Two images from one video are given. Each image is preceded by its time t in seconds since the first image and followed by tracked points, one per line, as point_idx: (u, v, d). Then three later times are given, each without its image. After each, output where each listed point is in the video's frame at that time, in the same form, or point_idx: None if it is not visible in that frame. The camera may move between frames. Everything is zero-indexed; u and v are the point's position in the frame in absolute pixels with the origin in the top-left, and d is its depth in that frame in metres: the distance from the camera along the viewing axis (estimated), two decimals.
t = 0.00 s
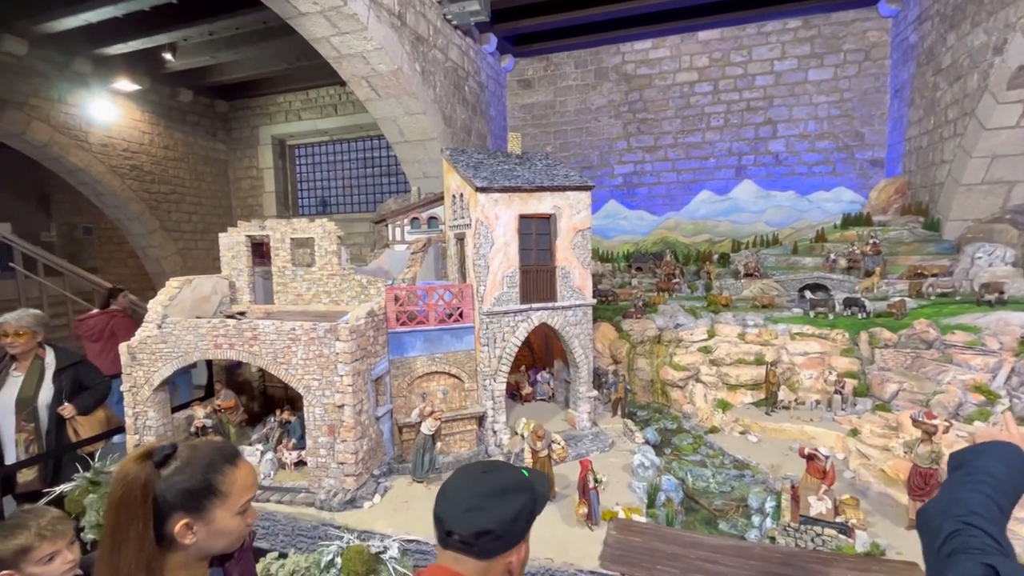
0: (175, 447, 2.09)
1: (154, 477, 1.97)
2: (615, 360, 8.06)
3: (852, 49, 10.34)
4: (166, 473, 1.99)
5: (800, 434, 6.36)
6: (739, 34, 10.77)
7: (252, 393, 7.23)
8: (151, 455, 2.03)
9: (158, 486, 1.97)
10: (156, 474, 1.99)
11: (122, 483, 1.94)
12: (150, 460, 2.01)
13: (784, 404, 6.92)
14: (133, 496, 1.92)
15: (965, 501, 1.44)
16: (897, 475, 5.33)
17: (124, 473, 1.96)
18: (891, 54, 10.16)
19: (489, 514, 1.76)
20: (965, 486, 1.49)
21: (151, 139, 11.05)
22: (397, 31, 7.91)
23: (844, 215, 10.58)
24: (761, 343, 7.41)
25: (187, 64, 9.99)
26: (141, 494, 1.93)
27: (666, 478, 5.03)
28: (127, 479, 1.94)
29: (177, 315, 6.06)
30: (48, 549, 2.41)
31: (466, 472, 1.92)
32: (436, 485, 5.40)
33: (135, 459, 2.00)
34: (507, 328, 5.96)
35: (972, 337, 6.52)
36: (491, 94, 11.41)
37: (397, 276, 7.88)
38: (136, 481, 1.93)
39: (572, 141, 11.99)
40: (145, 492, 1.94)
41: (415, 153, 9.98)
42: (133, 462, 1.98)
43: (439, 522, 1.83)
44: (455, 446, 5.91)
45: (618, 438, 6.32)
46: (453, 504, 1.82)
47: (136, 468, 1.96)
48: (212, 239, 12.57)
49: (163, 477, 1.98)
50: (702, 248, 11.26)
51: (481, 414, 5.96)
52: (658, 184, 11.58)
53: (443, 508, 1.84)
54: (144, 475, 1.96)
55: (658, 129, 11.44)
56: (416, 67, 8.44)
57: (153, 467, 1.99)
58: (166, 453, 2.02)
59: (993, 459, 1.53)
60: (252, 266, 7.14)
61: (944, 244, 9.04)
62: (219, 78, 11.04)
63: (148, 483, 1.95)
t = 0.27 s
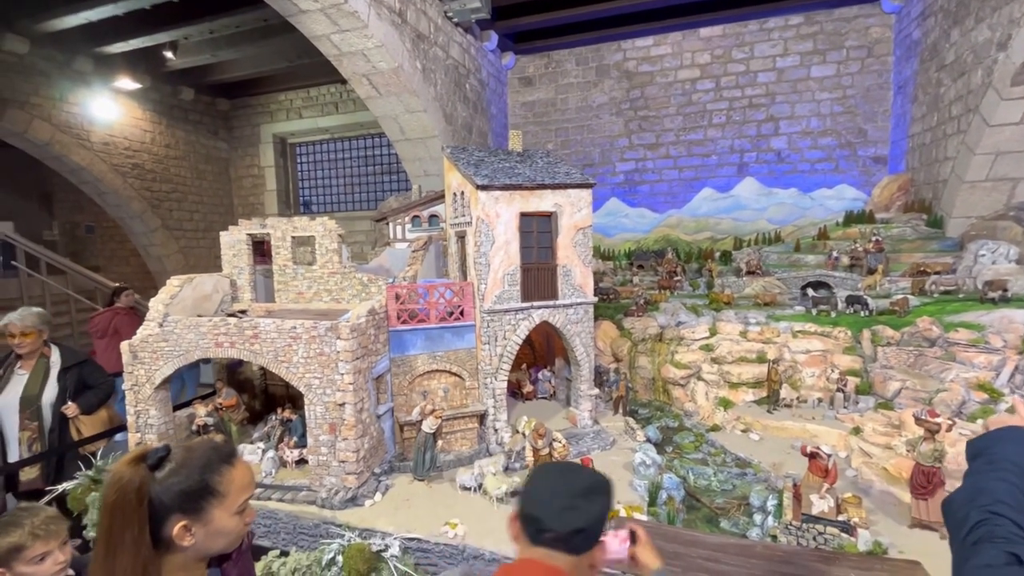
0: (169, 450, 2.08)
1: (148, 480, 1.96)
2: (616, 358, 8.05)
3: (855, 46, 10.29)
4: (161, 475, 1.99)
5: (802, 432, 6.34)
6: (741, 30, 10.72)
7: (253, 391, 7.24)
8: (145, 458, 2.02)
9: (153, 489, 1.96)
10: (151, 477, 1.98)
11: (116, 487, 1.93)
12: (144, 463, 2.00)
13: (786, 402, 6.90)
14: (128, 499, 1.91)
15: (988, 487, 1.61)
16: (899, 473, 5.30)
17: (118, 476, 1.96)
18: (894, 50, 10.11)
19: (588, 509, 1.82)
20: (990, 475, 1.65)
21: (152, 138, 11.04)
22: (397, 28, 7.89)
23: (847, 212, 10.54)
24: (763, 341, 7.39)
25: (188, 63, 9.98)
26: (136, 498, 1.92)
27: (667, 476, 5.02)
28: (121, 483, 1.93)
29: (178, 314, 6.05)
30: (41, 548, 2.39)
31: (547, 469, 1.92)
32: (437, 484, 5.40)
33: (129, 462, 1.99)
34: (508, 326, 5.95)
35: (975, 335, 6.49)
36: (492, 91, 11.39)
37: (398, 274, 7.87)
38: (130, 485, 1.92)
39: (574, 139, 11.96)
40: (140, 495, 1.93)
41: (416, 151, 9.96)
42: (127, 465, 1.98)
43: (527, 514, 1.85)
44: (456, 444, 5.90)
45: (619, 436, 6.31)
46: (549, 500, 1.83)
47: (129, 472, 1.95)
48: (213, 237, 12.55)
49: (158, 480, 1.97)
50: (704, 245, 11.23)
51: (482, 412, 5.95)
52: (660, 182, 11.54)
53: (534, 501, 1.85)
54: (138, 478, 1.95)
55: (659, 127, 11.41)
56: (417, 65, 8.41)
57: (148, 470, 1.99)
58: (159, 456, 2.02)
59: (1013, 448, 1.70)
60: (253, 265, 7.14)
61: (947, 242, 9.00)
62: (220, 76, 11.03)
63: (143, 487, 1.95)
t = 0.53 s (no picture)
0: (165, 452, 2.07)
1: (145, 483, 1.95)
2: (618, 356, 8.03)
3: (859, 42, 10.23)
4: (158, 478, 1.98)
5: (805, 431, 6.31)
6: (744, 27, 10.67)
7: (255, 389, 7.25)
8: (142, 461, 2.01)
9: (151, 493, 1.95)
10: (148, 480, 1.97)
11: (113, 491, 1.92)
12: (140, 466, 1.99)
13: (789, 401, 6.87)
14: (125, 504, 1.91)
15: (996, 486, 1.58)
16: (903, 472, 5.28)
17: (114, 480, 1.95)
18: (898, 47, 10.05)
19: (688, 493, 1.95)
20: (999, 474, 1.62)
21: (154, 136, 11.03)
22: (399, 26, 7.86)
23: (851, 210, 10.49)
24: (766, 339, 7.36)
25: (190, 61, 9.97)
26: (132, 501, 1.91)
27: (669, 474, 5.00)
28: (117, 487, 1.92)
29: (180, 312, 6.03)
30: (34, 552, 2.33)
31: (634, 460, 2.03)
32: (439, 483, 5.39)
33: (125, 466, 1.98)
34: (510, 324, 5.94)
35: (980, 334, 6.45)
36: (494, 89, 11.36)
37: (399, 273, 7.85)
38: (127, 489, 1.91)
39: (576, 137, 11.92)
40: (136, 499, 1.92)
41: (418, 150, 9.94)
42: (123, 469, 1.96)
43: (632, 491, 1.91)
44: (458, 443, 5.89)
45: (621, 435, 6.29)
46: (656, 482, 1.92)
47: (126, 476, 1.94)
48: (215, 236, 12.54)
49: (155, 483, 1.96)
50: (707, 243, 11.20)
51: (483, 411, 5.95)
52: (663, 180, 11.50)
53: (638, 480, 1.92)
54: (135, 482, 1.94)
55: (662, 124, 11.36)
56: (419, 62, 8.39)
57: (144, 473, 1.97)
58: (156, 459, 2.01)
59: None
60: (255, 263, 7.14)
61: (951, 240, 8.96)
62: (222, 75, 11.01)
63: (140, 490, 1.94)
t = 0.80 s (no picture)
0: (158, 458, 2.05)
1: (139, 490, 1.94)
2: (619, 356, 8.02)
3: (861, 42, 10.19)
4: (151, 485, 1.96)
5: (805, 432, 6.29)
6: (746, 27, 10.63)
7: (255, 389, 7.26)
8: (135, 468, 1.99)
9: (145, 499, 1.94)
10: (141, 487, 1.95)
11: (106, 500, 1.90)
12: (132, 474, 1.97)
13: (790, 402, 6.86)
14: (118, 512, 1.90)
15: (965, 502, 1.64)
16: (904, 473, 5.26)
17: (108, 488, 1.93)
18: (901, 46, 10.00)
19: (718, 495, 2.00)
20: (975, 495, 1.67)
21: (156, 136, 11.03)
22: (399, 25, 7.84)
23: (853, 210, 10.46)
24: (767, 340, 7.34)
25: (190, 61, 9.96)
26: (126, 509, 1.90)
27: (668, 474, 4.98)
28: (110, 496, 1.90)
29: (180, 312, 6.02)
30: (22, 554, 2.31)
31: (664, 461, 2.09)
32: (438, 483, 5.38)
33: (118, 473, 1.96)
34: (510, 324, 5.93)
35: (981, 334, 6.42)
36: (495, 89, 11.35)
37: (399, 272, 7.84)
38: (119, 497, 1.90)
39: (577, 136, 11.90)
40: (130, 507, 1.91)
41: (419, 149, 9.93)
42: (116, 477, 1.94)
43: (664, 491, 1.98)
44: (457, 443, 5.88)
45: (620, 435, 6.27)
46: (687, 483, 1.99)
47: (118, 484, 1.92)
48: (216, 235, 12.55)
49: (148, 490, 1.95)
50: (708, 243, 11.18)
51: (483, 411, 5.94)
52: (664, 179, 11.48)
53: (670, 481, 1.99)
54: (128, 490, 1.92)
55: (663, 124, 11.33)
56: (419, 62, 8.38)
57: (137, 481, 1.96)
58: (148, 466, 1.99)
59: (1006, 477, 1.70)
60: (255, 262, 7.13)
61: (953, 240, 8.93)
62: (223, 75, 11.00)
63: (133, 498, 1.92)
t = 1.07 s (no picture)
0: (160, 458, 2.03)
1: (140, 490, 1.93)
2: (619, 356, 8.00)
3: (865, 41, 10.14)
4: (153, 484, 1.95)
5: (806, 432, 6.27)
6: (748, 25, 10.59)
7: (255, 387, 7.26)
8: (137, 468, 1.98)
9: (147, 499, 1.93)
10: (142, 487, 1.95)
11: (107, 499, 1.90)
12: (135, 472, 1.96)
13: (791, 402, 6.83)
14: (120, 512, 1.89)
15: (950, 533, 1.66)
16: (905, 474, 5.23)
17: (109, 488, 1.93)
18: (905, 45, 9.96)
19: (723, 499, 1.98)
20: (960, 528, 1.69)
21: (159, 134, 11.03)
22: (401, 23, 7.82)
23: (856, 210, 10.42)
24: (768, 339, 7.31)
25: (192, 59, 9.95)
26: (127, 508, 1.89)
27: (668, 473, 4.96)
28: (111, 496, 1.90)
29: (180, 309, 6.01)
30: (10, 545, 2.28)
31: (671, 463, 2.08)
32: (437, 481, 5.37)
33: (120, 473, 1.95)
34: (510, 323, 5.91)
35: (984, 335, 6.38)
36: (497, 88, 11.32)
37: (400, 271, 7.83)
38: (121, 496, 1.89)
39: (579, 135, 11.88)
40: (131, 507, 1.90)
41: (420, 148, 9.91)
42: (118, 476, 1.94)
43: (671, 495, 1.96)
44: (456, 442, 5.87)
45: (620, 435, 6.25)
46: (693, 486, 1.98)
47: (120, 484, 1.92)
48: (218, 233, 12.56)
49: (150, 489, 1.94)
50: (710, 243, 11.16)
51: (483, 410, 5.93)
52: (666, 179, 11.45)
53: (677, 484, 1.98)
54: (129, 490, 1.91)
55: (665, 123, 11.29)
56: (420, 60, 8.36)
57: (139, 480, 1.95)
58: (150, 465, 1.98)
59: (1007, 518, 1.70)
60: (255, 261, 7.12)
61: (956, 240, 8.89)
62: (225, 73, 11.00)
63: (135, 497, 1.92)
